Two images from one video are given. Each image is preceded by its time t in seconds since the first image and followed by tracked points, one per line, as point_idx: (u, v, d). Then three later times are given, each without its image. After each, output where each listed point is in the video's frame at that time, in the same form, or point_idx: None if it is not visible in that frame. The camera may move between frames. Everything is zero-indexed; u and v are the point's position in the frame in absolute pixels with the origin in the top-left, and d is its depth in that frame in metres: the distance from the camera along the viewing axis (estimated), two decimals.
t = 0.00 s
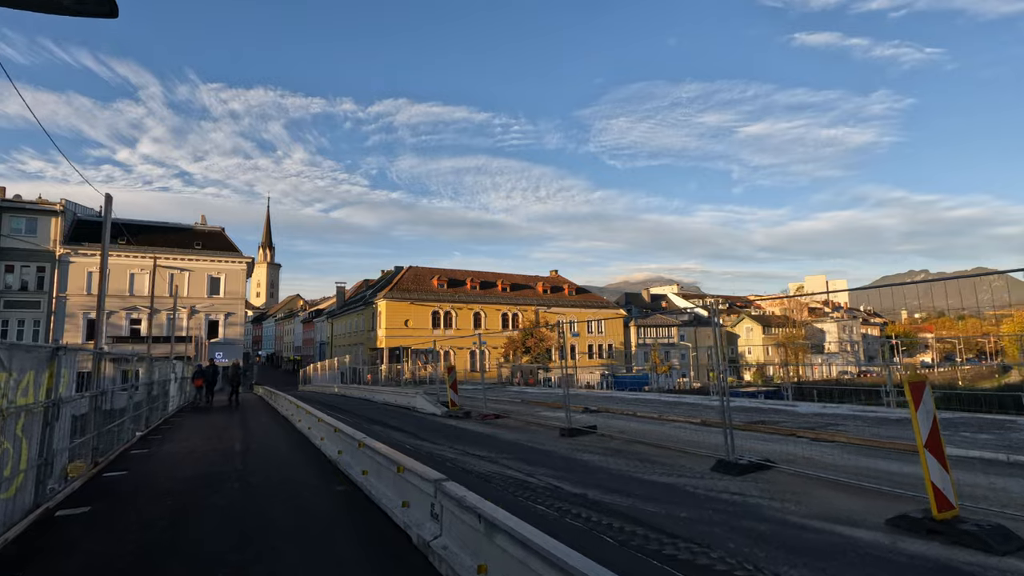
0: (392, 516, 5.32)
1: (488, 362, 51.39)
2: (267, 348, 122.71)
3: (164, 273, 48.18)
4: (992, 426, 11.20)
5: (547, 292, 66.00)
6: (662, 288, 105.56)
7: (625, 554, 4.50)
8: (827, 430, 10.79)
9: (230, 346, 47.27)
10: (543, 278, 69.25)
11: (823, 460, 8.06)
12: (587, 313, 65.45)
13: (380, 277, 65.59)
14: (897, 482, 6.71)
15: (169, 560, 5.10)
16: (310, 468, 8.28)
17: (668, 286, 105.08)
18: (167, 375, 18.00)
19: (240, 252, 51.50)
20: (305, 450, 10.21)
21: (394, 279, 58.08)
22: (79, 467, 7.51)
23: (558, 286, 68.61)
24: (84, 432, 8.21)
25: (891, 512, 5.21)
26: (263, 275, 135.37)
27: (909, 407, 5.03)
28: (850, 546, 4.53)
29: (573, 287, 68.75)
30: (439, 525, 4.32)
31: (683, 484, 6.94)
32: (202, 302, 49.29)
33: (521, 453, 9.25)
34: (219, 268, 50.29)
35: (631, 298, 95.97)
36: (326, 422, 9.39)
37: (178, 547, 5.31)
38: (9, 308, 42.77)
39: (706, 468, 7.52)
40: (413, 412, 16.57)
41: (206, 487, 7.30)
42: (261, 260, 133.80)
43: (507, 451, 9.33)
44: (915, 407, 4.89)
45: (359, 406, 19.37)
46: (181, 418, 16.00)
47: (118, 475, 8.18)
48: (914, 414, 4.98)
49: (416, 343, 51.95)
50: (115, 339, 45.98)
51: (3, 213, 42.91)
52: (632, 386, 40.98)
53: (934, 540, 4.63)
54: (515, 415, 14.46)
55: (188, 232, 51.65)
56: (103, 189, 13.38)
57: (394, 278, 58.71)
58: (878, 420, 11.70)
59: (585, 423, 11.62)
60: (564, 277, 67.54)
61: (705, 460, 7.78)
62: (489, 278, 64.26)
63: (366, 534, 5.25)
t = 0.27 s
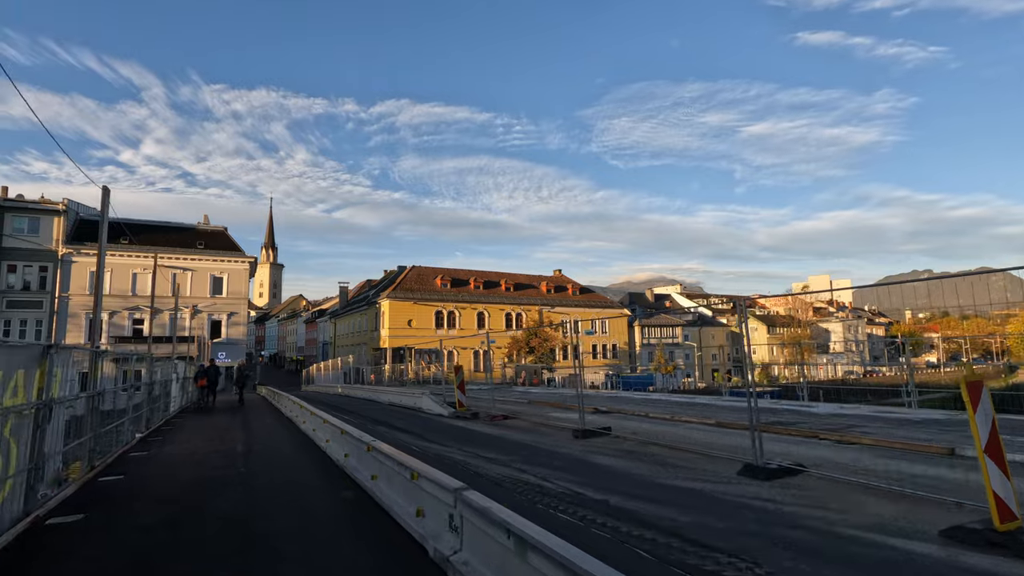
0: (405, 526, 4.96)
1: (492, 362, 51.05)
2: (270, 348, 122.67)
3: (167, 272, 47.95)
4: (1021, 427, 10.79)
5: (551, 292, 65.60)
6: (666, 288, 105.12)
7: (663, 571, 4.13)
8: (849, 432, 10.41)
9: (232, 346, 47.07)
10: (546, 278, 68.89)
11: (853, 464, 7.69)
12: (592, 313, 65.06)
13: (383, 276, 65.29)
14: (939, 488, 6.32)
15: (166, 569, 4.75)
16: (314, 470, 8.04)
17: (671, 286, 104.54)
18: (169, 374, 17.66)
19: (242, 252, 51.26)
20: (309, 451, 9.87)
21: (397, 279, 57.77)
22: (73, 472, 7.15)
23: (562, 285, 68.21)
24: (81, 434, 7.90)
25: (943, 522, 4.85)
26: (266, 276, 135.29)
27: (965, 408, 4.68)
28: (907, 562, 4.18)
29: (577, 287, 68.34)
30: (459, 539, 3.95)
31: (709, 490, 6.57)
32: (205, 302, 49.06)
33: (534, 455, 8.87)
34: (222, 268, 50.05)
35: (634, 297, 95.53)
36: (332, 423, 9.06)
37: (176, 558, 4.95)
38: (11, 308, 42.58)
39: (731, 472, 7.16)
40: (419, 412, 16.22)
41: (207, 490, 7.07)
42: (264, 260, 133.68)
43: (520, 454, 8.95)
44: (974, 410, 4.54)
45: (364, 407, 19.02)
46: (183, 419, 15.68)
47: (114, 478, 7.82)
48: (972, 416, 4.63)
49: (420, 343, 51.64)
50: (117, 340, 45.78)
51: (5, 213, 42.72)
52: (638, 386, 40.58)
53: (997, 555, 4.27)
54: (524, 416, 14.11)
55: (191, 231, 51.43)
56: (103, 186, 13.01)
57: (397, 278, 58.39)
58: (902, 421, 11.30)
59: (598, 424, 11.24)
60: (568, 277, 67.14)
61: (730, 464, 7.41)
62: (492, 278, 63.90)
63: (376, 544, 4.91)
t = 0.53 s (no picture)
0: (422, 542, 4.61)
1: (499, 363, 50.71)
2: (276, 349, 122.91)
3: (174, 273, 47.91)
4: None
5: (558, 292, 65.16)
6: (673, 288, 104.34)
7: None
8: (878, 436, 10.02)
9: (239, 346, 47.01)
10: (553, 278, 68.51)
11: (890, 471, 7.31)
12: (599, 313, 64.58)
13: (389, 276, 65.08)
14: (989, 499, 5.94)
15: None
16: (322, 477, 7.75)
17: (679, 286, 103.73)
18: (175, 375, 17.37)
19: (249, 252, 51.22)
20: (317, 457, 9.56)
21: (404, 279, 57.54)
22: (72, 479, 6.84)
23: (569, 285, 67.77)
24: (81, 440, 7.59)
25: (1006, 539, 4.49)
26: (272, 276, 135.51)
27: None
28: None
29: (584, 287, 67.88)
30: (485, 561, 3.58)
31: (741, 500, 6.21)
32: (212, 302, 49.00)
33: (551, 462, 8.49)
34: (228, 268, 49.99)
35: (641, 297, 94.86)
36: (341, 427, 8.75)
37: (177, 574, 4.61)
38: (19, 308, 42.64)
39: (764, 481, 6.78)
40: (428, 414, 15.91)
41: (210, 499, 6.77)
42: (270, 261, 133.98)
43: (536, 460, 8.58)
44: None
45: (372, 408, 18.72)
46: (189, 421, 15.39)
47: (116, 485, 7.51)
48: None
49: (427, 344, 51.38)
50: (124, 340, 45.81)
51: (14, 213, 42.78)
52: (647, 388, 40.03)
53: None
54: (536, 418, 13.77)
55: (198, 232, 51.42)
56: (103, 180, 12.58)
57: (403, 278, 58.17)
58: (932, 425, 10.86)
59: (615, 428, 10.85)
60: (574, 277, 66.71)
61: (762, 472, 7.01)
62: (499, 278, 63.56)
63: (391, 561, 4.56)
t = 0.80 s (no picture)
0: (441, 555, 4.22)
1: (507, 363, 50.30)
2: (285, 349, 123.30)
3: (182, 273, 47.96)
4: None
5: (566, 291, 64.66)
6: (682, 287, 103.50)
7: None
8: (912, 438, 9.54)
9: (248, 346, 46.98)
10: (561, 277, 68.01)
11: (935, 476, 6.84)
12: (608, 313, 64.05)
13: (397, 276, 64.92)
14: None
15: None
16: (331, 480, 7.39)
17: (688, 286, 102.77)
18: (182, 374, 17.12)
19: (258, 252, 51.22)
20: (325, 458, 9.20)
21: (412, 278, 57.31)
22: (70, 482, 6.52)
23: (577, 285, 67.25)
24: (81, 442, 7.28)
25: None
26: (281, 277, 135.96)
27: None
28: None
29: (593, 286, 67.32)
30: None
31: (780, 507, 5.77)
32: (220, 302, 49.01)
33: (570, 465, 8.07)
34: (237, 268, 49.97)
35: (650, 297, 94.18)
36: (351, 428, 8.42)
37: None
38: (30, 308, 42.80)
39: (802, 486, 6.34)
40: (438, 415, 15.53)
41: (214, 504, 6.41)
42: (278, 261, 134.45)
43: (554, 463, 8.17)
44: None
45: (381, 408, 18.39)
46: (196, 421, 15.14)
47: (116, 489, 7.18)
48: None
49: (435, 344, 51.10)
50: (134, 340, 45.91)
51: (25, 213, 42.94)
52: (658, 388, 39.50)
53: None
54: (550, 419, 13.36)
55: (207, 232, 51.48)
56: (105, 173, 12.10)
57: (411, 278, 57.94)
58: (969, 427, 10.31)
59: (635, 429, 10.41)
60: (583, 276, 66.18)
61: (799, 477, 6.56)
62: (507, 277, 63.18)
63: None
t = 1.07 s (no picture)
0: None
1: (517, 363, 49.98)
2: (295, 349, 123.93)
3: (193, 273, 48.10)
4: None
5: (576, 291, 64.15)
6: (693, 287, 102.48)
7: None
8: (952, 443, 9.02)
9: (258, 346, 47.03)
10: (571, 277, 67.52)
11: (987, 485, 6.37)
12: (619, 313, 63.45)
13: (407, 277, 64.75)
14: None
15: None
16: (343, 488, 7.07)
17: (697, 286, 102.13)
18: (193, 375, 16.94)
19: (268, 252, 51.23)
20: (336, 463, 8.88)
21: (421, 279, 57.08)
22: (71, 489, 6.23)
23: (588, 285, 66.78)
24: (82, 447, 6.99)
25: None
26: (291, 277, 136.57)
27: None
28: None
29: (603, 286, 66.76)
30: None
31: (823, 520, 5.35)
32: (230, 302, 49.08)
33: (592, 471, 7.68)
34: (247, 268, 49.98)
35: (661, 297, 93.32)
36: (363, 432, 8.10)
37: None
38: (43, 309, 43.14)
39: (845, 496, 5.91)
40: (450, 417, 15.19)
41: (220, 513, 6.11)
42: (289, 262, 135.13)
43: (575, 469, 7.79)
44: None
45: (391, 410, 18.07)
46: (205, 423, 14.92)
47: (120, 495, 6.90)
48: None
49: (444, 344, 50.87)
50: (145, 340, 46.11)
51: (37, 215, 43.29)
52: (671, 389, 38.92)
53: None
54: (566, 422, 12.98)
55: (217, 232, 51.60)
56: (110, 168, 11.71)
57: (420, 278, 57.74)
58: (1011, 433, 9.79)
59: (657, 433, 10.00)
60: (593, 276, 65.70)
61: (842, 486, 6.12)
62: (516, 277, 62.80)
63: None
